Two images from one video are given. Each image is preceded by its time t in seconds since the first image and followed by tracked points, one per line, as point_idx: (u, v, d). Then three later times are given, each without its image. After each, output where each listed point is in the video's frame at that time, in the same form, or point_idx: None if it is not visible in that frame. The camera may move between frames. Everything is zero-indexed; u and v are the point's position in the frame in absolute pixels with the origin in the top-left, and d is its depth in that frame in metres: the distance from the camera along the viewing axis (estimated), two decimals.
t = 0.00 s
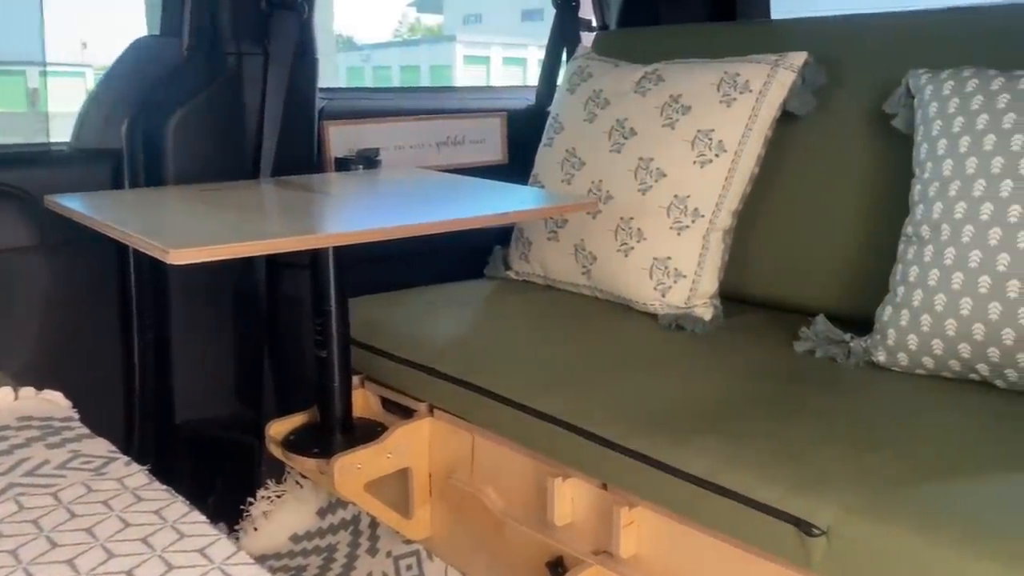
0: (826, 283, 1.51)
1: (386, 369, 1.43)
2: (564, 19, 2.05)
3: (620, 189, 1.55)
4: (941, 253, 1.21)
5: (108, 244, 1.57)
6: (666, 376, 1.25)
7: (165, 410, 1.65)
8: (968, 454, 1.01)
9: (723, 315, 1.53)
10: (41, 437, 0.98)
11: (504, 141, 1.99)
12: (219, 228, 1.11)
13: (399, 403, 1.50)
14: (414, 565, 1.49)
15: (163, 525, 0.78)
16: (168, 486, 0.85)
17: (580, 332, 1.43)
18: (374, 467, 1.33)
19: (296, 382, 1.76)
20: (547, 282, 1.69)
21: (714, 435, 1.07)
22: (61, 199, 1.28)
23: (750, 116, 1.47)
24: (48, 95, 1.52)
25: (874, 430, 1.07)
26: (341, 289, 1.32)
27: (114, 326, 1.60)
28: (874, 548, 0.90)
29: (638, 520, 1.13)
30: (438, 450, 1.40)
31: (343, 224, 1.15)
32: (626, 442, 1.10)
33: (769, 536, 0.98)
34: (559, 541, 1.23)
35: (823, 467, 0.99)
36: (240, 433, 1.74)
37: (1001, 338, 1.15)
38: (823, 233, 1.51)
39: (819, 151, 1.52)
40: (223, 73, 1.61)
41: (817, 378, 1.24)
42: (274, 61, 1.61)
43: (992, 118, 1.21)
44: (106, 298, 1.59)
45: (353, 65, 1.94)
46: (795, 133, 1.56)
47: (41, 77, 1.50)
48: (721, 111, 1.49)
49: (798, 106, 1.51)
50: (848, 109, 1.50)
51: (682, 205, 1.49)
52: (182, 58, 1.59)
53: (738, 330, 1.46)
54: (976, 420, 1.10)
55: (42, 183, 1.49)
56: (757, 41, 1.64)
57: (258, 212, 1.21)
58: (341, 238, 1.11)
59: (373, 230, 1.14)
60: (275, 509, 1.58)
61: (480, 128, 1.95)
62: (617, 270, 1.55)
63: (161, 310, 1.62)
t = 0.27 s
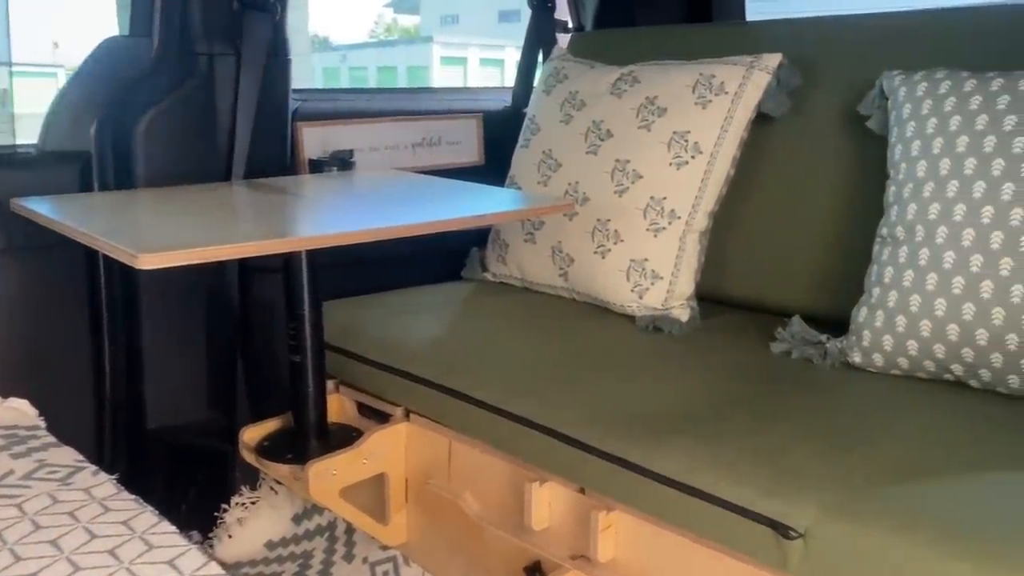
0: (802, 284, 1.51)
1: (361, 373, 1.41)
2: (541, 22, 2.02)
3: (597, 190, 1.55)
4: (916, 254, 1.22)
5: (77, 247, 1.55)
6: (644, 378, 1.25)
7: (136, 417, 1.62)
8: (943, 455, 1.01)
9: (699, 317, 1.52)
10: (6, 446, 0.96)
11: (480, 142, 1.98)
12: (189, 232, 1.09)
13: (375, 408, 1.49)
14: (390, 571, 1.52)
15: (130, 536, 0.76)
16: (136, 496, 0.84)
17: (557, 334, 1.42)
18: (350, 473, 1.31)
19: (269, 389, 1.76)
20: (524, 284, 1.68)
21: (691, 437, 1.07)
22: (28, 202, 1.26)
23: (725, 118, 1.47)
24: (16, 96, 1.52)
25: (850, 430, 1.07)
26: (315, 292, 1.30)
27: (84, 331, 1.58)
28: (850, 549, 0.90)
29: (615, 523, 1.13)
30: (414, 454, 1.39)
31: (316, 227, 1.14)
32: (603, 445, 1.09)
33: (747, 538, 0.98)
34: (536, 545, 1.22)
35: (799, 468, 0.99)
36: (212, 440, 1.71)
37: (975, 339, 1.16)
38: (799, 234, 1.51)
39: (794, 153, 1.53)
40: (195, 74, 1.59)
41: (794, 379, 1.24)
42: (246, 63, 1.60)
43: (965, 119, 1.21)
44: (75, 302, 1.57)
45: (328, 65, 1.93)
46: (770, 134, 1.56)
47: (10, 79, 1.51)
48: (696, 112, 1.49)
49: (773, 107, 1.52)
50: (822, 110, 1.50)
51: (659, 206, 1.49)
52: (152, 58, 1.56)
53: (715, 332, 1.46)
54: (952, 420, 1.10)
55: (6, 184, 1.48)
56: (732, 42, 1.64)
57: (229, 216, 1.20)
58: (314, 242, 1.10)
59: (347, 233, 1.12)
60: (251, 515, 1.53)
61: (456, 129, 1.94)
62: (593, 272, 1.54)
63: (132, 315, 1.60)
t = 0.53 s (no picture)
0: (782, 285, 1.52)
1: (342, 376, 1.41)
2: (521, 23, 2.01)
3: (578, 192, 1.55)
4: (894, 255, 1.23)
5: (53, 250, 1.53)
6: (625, 379, 1.25)
7: (113, 423, 1.60)
8: (922, 454, 1.02)
9: (680, 318, 1.53)
10: None
11: (460, 143, 1.98)
12: (167, 236, 1.08)
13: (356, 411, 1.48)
14: None
15: (108, 544, 0.75)
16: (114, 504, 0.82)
17: (538, 336, 1.42)
18: (331, 477, 1.30)
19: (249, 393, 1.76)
20: (505, 286, 1.68)
21: (672, 438, 1.07)
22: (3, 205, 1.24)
23: (705, 119, 1.48)
24: None
25: (830, 431, 1.08)
26: (295, 295, 1.30)
27: (60, 336, 1.56)
28: (830, 549, 0.90)
29: (598, 526, 1.13)
30: (396, 458, 1.38)
31: (296, 230, 1.13)
32: (586, 447, 1.09)
33: (729, 539, 0.98)
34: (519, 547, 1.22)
35: (780, 469, 0.99)
36: (190, 445, 1.70)
37: (953, 339, 1.16)
38: (779, 235, 1.52)
39: (773, 154, 1.54)
40: (172, 75, 1.57)
41: (775, 380, 1.25)
42: (224, 64, 1.60)
43: (941, 121, 1.22)
44: (51, 306, 1.55)
45: (308, 66, 1.92)
46: (750, 136, 1.57)
47: None
48: (676, 114, 1.49)
49: (752, 109, 1.52)
50: (801, 112, 1.51)
51: (639, 208, 1.49)
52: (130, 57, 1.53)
53: (696, 333, 1.46)
54: (930, 420, 1.11)
55: None
56: (712, 44, 1.65)
57: (208, 219, 1.19)
58: (295, 245, 1.09)
59: (327, 236, 1.12)
60: (230, 521, 1.56)
61: (436, 130, 1.94)
62: (574, 274, 1.54)
63: (108, 321, 1.58)
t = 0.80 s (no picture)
0: (765, 285, 1.52)
1: (324, 377, 1.40)
2: (503, 23, 2.01)
3: (561, 193, 1.55)
4: (876, 255, 1.23)
5: (30, 253, 1.51)
6: (610, 379, 1.25)
7: (93, 425, 1.59)
8: (906, 453, 1.02)
9: (664, 318, 1.53)
10: None
11: (443, 144, 1.98)
12: (147, 237, 1.07)
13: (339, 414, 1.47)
14: None
15: (88, 550, 0.74)
16: (94, 509, 0.81)
17: (522, 337, 1.42)
18: (314, 480, 1.29)
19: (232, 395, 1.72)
20: (489, 287, 1.67)
21: (657, 438, 1.07)
22: None
23: (688, 120, 1.48)
24: None
25: (814, 430, 1.08)
26: (276, 296, 1.29)
27: (37, 339, 1.54)
28: (815, 547, 0.91)
29: (583, 526, 1.13)
30: (380, 460, 1.38)
31: (277, 231, 1.12)
32: (571, 448, 1.09)
33: (714, 538, 0.98)
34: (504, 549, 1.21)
35: (765, 468, 1.00)
36: (171, 447, 1.69)
37: (934, 338, 1.17)
38: (761, 235, 1.53)
39: (755, 154, 1.54)
40: (151, 75, 1.56)
41: (759, 380, 1.25)
42: (205, 64, 1.58)
43: (922, 121, 1.22)
44: (27, 309, 1.53)
45: (289, 67, 1.92)
46: (732, 136, 1.57)
47: None
48: (658, 115, 1.49)
49: (734, 109, 1.52)
50: (783, 112, 1.51)
51: (623, 208, 1.49)
52: (107, 57, 1.53)
53: (679, 333, 1.46)
54: (912, 419, 1.12)
55: None
56: (693, 44, 1.65)
57: (188, 220, 1.18)
58: (277, 246, 1.08)
59: (309, 237, 1.11)
60: (212, 525, 1.54)
61: (419, 131, 1.93)
62: (558, 274, 1.54)
63: (87, 323, 1.56)
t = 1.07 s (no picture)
0: (747, 286, 1.52)
1: (305, 382, 1.39)
2: (483, 25, 2.01)
3: (542, 195, 1.54)
4: (857, 256, 1.24)
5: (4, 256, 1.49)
6: (592, 381, 1.24)
7: (68, 431, 1.57)
8: (887, 454, 1.03)
9: (646, 320, 1.53)
10: None
11: (424, 147, 1.96)
12: (124, 241, 1.05)
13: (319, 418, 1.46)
14: None
15: (61, 561, 0.73)
16: (67, 518, 0.80)
17: (504, 340, 1.41)
18: (295, 485, 1.28)
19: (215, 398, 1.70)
20: (471, 290, 1.67)
21: (640, 440, 1.07)
22: None
23: (668, 122, 1.48)
24: None
25: (796, 431, 1.08)
26: (256, 300, 1.27)
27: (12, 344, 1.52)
28: (797, 549, 0.91)
29: (566, 531, 1.12)
30: (361, 465, 1.37)
31: (256, 234, 1.11)
32: (553, 451, 1.09)
33: (697, 541, 0.98)
34: (486, 553, 1.21)
35: (747, 470, 1.00)
36: (148, 452, 1.67)
37: (915, 339, 1.18)
38: (743, 236, 1.53)
39: (736, 156, 1.54)
40: (127, 76, 1.53)
41: (741, 381, 1.25)
42: (182, 64, 1.56)
43: (902, 123, 1.23)
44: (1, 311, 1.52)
45: (268, 69, 1.91)
46: (713, 138, 1.57)
47: None
48: (640, 116, 1.49)
49: (715, 111, 1.52)
50: (763, 114, 1.52)
51: (605, 210, 1.49)
52: (83, 58, 1.51)
53: (661, 335, 1.46)
54: (893, 420, 1.12)
55: None
56: (674, 46, 1.65)
57: (166, 223, 1.16)
58: (256, 250, 1.07)
59: (289, 240, 1.10)
60: (191, 530, 1.52)
61: (400, 133, 1.92)
62: (540, 276, 1.54)
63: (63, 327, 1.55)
